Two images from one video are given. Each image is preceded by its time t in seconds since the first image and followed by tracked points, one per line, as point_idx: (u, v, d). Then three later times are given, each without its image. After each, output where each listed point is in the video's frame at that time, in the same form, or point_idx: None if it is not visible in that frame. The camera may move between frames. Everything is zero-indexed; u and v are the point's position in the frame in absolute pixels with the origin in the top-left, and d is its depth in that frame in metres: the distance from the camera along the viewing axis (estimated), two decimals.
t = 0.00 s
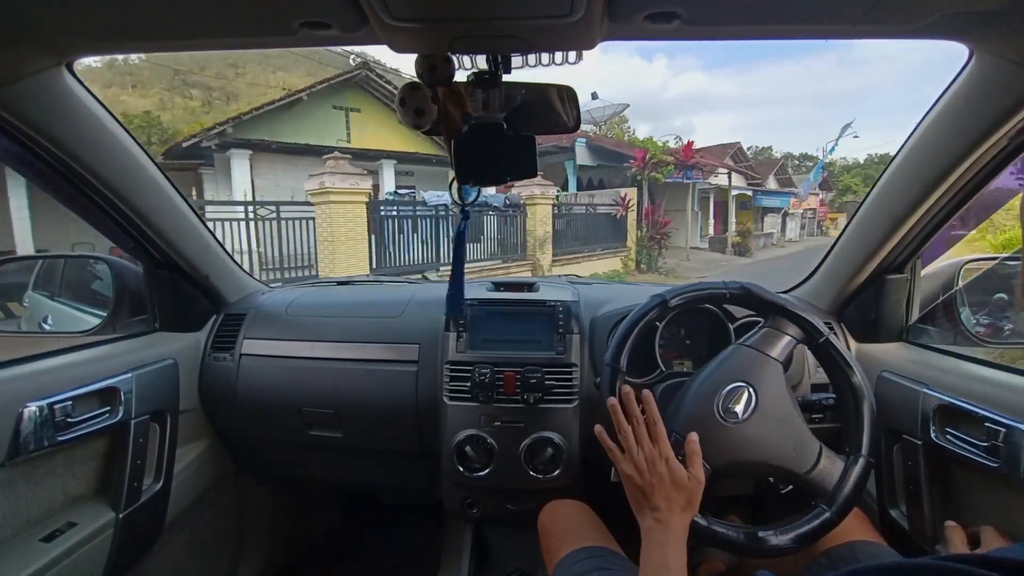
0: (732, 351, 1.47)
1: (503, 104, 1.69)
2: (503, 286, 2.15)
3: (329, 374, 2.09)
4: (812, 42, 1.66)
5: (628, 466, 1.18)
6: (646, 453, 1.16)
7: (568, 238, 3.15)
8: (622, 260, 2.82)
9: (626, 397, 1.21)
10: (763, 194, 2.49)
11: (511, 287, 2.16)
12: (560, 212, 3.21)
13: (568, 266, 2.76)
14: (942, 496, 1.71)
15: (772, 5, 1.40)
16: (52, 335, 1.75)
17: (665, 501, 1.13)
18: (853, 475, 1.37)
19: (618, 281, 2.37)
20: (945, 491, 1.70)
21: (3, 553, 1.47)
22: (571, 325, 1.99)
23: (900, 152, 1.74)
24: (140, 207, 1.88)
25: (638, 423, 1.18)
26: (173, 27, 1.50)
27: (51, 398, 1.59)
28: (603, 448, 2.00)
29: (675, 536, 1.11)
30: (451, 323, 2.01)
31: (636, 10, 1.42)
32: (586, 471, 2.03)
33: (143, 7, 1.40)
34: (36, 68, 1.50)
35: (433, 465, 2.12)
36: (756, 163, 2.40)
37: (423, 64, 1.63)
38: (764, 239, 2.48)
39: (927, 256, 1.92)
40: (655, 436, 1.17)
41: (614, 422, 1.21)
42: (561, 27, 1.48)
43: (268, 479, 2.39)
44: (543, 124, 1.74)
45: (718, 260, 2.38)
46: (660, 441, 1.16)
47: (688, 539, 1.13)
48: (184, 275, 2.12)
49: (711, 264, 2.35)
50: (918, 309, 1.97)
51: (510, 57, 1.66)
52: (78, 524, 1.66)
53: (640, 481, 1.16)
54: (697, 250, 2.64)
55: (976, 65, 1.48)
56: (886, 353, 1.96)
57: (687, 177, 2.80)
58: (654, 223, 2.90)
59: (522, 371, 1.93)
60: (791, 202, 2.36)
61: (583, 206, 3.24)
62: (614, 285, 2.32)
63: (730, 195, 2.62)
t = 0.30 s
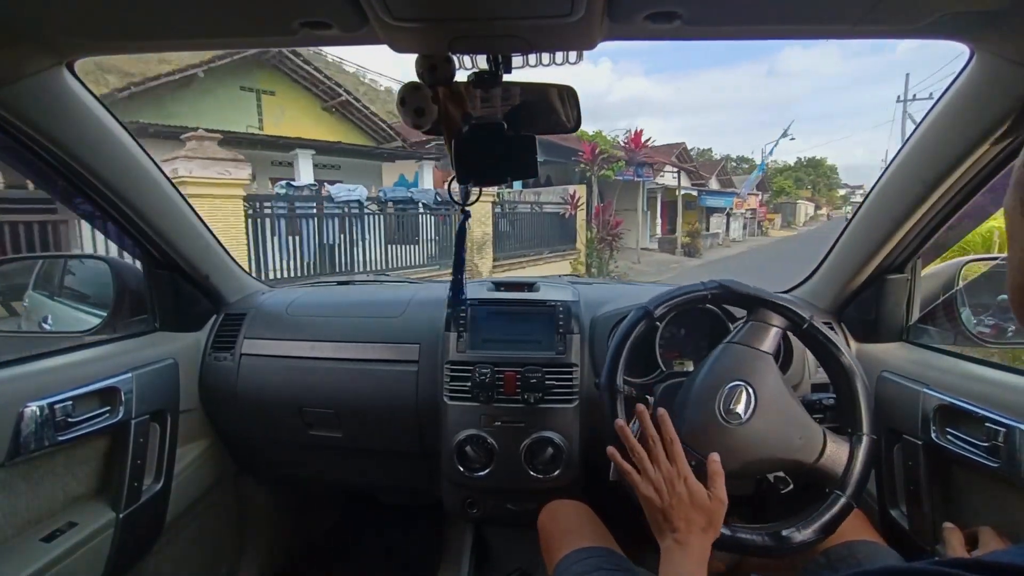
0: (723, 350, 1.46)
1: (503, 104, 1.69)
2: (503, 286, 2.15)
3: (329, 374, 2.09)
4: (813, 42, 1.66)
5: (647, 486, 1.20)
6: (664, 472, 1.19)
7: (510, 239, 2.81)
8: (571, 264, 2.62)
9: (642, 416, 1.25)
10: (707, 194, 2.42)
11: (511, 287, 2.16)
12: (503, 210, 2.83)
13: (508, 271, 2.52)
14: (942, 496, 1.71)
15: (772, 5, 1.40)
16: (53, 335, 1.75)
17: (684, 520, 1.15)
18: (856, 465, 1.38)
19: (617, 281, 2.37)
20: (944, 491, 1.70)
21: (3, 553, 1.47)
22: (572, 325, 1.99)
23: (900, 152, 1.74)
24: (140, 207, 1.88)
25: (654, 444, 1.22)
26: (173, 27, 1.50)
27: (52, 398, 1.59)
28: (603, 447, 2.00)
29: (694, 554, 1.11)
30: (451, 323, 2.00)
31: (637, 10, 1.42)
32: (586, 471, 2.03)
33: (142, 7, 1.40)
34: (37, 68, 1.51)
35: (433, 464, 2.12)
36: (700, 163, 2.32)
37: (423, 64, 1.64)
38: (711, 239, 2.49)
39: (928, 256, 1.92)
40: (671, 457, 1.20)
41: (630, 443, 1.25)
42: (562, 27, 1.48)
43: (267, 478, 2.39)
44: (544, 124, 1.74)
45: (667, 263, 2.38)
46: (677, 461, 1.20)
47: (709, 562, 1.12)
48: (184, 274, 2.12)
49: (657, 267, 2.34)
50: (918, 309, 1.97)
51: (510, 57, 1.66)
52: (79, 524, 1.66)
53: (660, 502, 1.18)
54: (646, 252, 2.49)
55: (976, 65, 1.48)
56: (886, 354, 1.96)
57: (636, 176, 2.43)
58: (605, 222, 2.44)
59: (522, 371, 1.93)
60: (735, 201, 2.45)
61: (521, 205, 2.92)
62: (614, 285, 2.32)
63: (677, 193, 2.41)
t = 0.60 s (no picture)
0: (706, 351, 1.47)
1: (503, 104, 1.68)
2: (503, 286, 2.15)
3: (329, 373, 2.09)
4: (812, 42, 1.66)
5: (692, 512, 1.24)
6: (713, 505, 1.23)
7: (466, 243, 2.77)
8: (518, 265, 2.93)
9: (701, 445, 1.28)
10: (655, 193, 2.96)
11: (511, 287, 2.16)
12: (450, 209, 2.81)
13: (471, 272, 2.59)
14: (942, 496, 1.71)
15: (772, 4, 1.40)
16: (52, 335, 1.75)
17: (728, 552, 1.19)
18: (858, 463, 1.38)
19: (617, 281, 2.37)
20: (945, 491, 1.70)
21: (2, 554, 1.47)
22: (571, 325, 1.99)
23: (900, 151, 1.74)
24: (139, 207, 1.88)
25: (708, 475, 1.25)
26: (172, 27, 1.50)
27: (51, 398, 1.59)
28: (603, 447, 2.00)
29: None
30: (451, 323, 2.00)
31: (637, 9, 1.41)
32: (586, 470, 2.03)
33: (141, 7, 1.40)
34: (35, 68, 1.50)
35: (433, 464, 2.12)
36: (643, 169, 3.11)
37: (423, 64, 1.63)
38: (660, 238, 2.96)
39: (928, 256, 1.92)
40: (723, 490, 1.25)
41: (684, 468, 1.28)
42: (561, 27, 1.48)
43: (267, 478, 2.38)
44: (544, 124, 1.74)
45: (621, 263, 2.60)
46: (728, 495, 1.24)
47: None
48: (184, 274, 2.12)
49: (612, 268, 2.55)
50: (918, 309, 1.97)
51: (510, 57, 1.66)
52: (78, 525, 1.65)
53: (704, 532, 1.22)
54: (600, 247, 2.86)
55: (976, 65, 1.48)
56: (886, 353, 1.96)
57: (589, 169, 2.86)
58: (553, 222, 2.82)
59: (522, 371, 1.92)
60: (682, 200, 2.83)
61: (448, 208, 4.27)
62: (614, 284, 2.32)
63: (627, 191, 3.19)
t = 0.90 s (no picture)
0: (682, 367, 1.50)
1: (504, 105, 1.69)
2: (503, 286, 2.14)
3: (330, 374, 2.10)
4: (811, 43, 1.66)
5: (769, 518, 1.24)
6: (797, 520, 1.23)
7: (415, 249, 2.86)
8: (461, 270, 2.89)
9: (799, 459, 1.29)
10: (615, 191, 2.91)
11: (512, 287, 2.16)
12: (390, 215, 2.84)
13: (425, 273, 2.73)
14: (942, 496, 1.71)
15: (772, 5, 1.40)
16: (52, 335, 1.76)
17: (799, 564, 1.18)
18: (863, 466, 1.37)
19: (617, 281, 2.37)
20: (945, 492, 1.70)
21: (3, 554, 1.47)
22: (572, 325, 1.99)
23: (900, 152, 1.74)
24: (141, 208, 1.88)
25: (800, 494, 1.26)
26: (175, 27, 1.51)
27: (52, 398, 1.60)
28: (603, 447, 2.00)
29: None
30: (452, 323, 2.01)
31: (637, 10, 1.42)
32: (586, 471, 2.03)
33: (144, 7, 1.40)
34: (38, 69, 1.51)
35: (433, 465, 2.12)
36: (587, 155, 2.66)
37: (423, 64, 1.63)
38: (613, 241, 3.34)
39: (928, 256, 1.92)
40: (809, 512, 1.25)
41: (776, 476, 1.28)
42: (562, 27, 1.48)
43: (267, 478, 2.38)
44: (544, 125, 1.74)
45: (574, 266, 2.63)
46: (812, 518, 1.25)
47: None
48: (185, 274, 2.12)
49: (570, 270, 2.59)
50: (918, 309, 1.97)
51: (511, 57, 1.66)
52: (79, 525, 1.66)
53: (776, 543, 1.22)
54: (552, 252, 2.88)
55: (976, 66, 1.48)
56: (887, 354, 1.96)
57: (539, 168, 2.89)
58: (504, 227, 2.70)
59: (522, 372, 1.93)
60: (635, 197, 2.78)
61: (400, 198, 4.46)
62: (613, 285, 2.32)
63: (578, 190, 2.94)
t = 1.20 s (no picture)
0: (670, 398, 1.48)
1: (503, 105, 1.68)
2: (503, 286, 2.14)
3: (329, 374, 2.09)
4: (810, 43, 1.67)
5: (823, 454, 1.26)
6: (857, 467, 1.24)
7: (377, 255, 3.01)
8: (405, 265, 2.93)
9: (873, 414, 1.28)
10: (564, 196, 2.84)
11: (511, 287, 2.16)
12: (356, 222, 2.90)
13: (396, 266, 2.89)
14: (942, 496, 1.71)
15: (771, 6, 1.40)
16: (51, 336, 1.76)
17: (843, 501, 1.20)
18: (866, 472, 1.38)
19: (617, 281, 2.37)
20: (945, 491, 1.70)
21: (2, 555, 1.47)
22: (571, 325, 1.99)
23: (899, 153, 1.75)
24: (140, 209, 1.88)
25: (858, 442, 1.26)
26: (175, 28, 1.51)
27: (51, 398, 1.60)
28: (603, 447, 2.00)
29: (830, 525, 1.16)
30: (451, 323, 2.01)
31: (637, 11, 1.42)
32: (586, 471, 2.03)
33: (144, 8, 1.40)
34: (37, 69, 1.51)
35: (432, 465, 2.12)
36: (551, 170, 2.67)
37: (423, 65, 1.63)
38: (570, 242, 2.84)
39: (928, 256, 1.92)
40: (865, 458, 1.25)
41: (847, 421, 1.27)
42: (562, 28, 1.48)
43: (267, 479, 2.38)
44: (543, 126, 1.74)
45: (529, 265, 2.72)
46: (868, 468, 1.25)
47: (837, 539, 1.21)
48: (184, 274, 2.12)
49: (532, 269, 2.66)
50: (917, 309, 1.98)
51: (510, 58, 1.66)
52: (78, 525, 1.65)
53: (819, 477, 1.23)
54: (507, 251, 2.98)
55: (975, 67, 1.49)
56: (887, 354, 1.96)
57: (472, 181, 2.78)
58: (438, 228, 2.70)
59: (522, 372, 1.93)
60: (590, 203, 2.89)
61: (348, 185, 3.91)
62: (613, 285, 2.32)
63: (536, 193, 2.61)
